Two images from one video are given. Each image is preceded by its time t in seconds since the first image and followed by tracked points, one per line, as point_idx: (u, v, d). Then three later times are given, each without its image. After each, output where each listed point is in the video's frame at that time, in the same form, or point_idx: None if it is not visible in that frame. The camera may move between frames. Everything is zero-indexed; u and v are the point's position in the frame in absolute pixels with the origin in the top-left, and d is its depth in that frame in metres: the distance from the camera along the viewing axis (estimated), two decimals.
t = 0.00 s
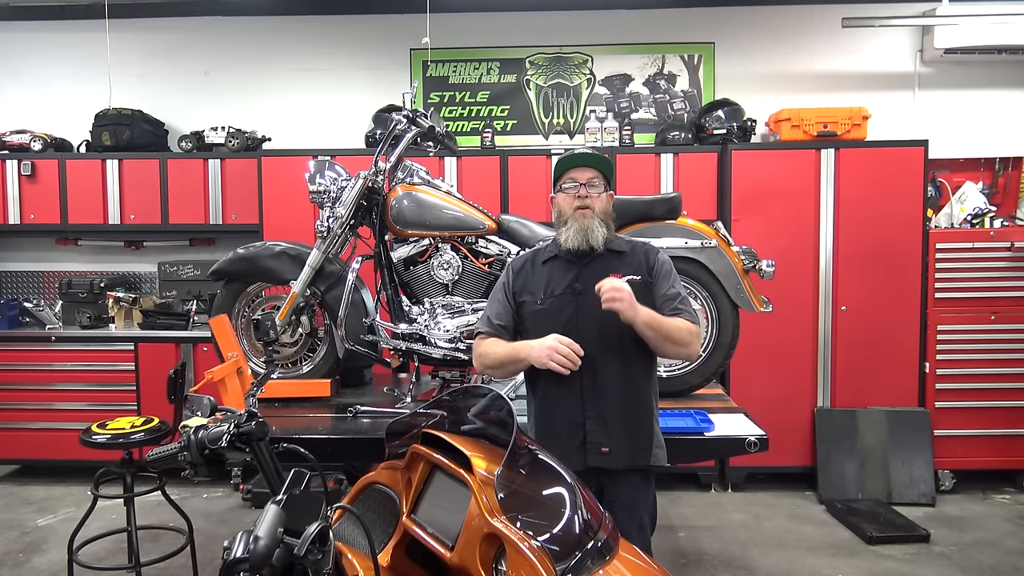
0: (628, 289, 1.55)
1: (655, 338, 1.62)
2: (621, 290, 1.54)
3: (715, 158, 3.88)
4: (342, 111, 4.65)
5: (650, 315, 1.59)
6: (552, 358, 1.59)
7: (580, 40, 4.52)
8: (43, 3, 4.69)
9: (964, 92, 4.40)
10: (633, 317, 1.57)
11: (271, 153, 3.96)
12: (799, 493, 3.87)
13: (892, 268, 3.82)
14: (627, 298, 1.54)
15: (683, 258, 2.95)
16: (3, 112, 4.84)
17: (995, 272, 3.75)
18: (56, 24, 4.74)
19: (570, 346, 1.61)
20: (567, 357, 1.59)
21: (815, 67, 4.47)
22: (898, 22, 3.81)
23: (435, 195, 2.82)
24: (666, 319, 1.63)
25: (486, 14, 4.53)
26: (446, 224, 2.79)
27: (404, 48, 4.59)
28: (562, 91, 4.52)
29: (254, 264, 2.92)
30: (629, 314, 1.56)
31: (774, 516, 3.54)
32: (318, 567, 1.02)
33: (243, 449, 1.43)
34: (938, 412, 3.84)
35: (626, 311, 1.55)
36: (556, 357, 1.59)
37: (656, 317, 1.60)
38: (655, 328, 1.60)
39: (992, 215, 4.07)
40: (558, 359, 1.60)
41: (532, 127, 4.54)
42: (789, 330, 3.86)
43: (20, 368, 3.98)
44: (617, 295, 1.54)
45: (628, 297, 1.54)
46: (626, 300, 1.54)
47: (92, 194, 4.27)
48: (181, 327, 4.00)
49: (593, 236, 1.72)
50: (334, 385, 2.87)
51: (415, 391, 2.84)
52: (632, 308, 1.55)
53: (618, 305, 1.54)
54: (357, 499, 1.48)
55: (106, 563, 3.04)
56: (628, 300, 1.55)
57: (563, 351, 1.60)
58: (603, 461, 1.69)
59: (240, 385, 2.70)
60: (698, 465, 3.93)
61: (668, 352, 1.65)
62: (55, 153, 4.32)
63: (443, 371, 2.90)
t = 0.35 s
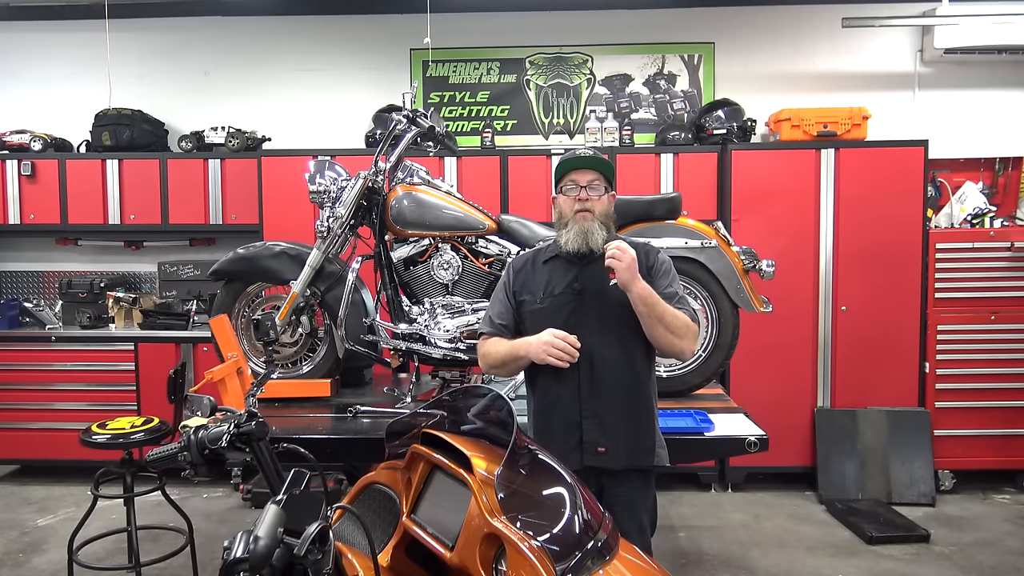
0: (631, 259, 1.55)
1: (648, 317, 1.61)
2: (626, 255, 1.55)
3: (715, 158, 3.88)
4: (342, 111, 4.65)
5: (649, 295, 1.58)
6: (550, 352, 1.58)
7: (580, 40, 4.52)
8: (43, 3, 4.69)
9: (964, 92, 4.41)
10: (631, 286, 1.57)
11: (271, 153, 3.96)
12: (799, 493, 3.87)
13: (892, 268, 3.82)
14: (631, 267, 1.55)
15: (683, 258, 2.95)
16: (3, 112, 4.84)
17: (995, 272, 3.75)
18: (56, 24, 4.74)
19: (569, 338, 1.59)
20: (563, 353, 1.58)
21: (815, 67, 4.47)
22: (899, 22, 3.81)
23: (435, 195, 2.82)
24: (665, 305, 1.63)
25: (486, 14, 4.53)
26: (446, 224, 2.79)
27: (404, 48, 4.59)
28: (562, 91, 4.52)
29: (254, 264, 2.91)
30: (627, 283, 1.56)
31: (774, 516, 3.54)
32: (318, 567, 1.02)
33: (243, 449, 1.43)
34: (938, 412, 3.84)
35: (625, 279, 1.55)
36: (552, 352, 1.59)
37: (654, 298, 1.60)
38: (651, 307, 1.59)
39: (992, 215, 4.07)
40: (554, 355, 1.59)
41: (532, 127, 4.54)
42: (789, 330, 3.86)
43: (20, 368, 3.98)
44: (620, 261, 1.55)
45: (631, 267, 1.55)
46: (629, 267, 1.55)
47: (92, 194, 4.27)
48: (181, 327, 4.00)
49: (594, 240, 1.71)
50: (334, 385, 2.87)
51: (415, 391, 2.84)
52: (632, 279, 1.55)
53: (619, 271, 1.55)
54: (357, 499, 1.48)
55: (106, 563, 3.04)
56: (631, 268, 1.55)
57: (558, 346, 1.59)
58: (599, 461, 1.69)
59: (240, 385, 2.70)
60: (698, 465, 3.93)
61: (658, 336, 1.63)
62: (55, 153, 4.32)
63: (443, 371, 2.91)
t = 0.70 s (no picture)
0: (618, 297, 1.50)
1: (648, 340, 1.59)
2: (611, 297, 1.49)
3: (715, 158, 3.88)
4: (342, 111, 4.65)
5: (642, 323, 1.56)
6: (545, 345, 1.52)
7: (579, 40, 4.52)
8: (43, 3, 4.69)
9: (964, 92, 4.41)
10: (622, 323, 1.53)
11: (271, 153, 3.96)
12: (799, 493, 3.87)
13: (892, 268, 3.82)
14: (618, 306, 1.50)
15: (683, 258, 2.95)
16: (3, 112, 4.84)
17: (995, 272, 3.75)
18: (56, 24, 4.74)
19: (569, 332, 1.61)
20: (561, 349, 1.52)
21: (815, 67, 4.47)
22: (899, 22, 3.81)
23: (435, 195, 2.82)
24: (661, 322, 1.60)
25: (486, 14, 4.53)
26: (446, 224, 2.79)
27: (404, 48, 4.59)
28: (562, 91, 4.53)
29: (254, 264, 2.91)
30: (618, 321, 1.52)
31: (774, 516, 3.54)
32: (318, 567, 1.02)
33: (243, 449, 1.43)
34: (939, 412, 3.84)
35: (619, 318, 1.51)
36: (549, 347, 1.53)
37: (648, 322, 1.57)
38: (648, 333, 1.57)
39: (992, 215, 4.07)
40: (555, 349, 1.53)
41: (532, 127, 4.54)
42: (789, 330, 3.86)
43: (20, 368, 3.98)
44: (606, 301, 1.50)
45: (618, 305, 1.50)
46: (616, 308, 1.50)
47: (92, 194, 4.27)
48: (181, 327, 4.00)
49: (598, 242, 1.71)
50: (334, 385, 2.86)
51: (415, 391, 2.84)
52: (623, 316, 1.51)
53: (608, 315, 1.51)
54: (357, 499, 1.48)
55: (106, 563, 3.04)
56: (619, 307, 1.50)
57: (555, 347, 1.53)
58: (599, 461, 1.70)
59: (240, 386, 2.70)
60: (699, 465, 3.93)
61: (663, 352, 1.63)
62: (55, 153, 4.32)
63: (443, 371, 2.90)
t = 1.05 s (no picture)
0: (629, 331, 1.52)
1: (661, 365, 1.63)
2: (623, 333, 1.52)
3: (715, 158, 3.88)
4: (342, 111, 4.65)
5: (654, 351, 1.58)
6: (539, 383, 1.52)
7: (579, 40, 4.52)
8: (43, 3, 4.69)
9: (964, 92, 4.40)
10: (635, 354, 1.56)
11: (271, 153, 3.96)
12: (799, 493, 3.87)
13: (892, 269, 3.82)
14: (631, 339, 1.52)
15: (684, 258, 2.95)
16: (3, 112, 4.84)
17: (995, 272, 3.75)
18: (56, 23, 4.74)
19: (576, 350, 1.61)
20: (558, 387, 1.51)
21: (815, 67, 4.47)
22: (898, 22, 3.81)
23: (435, 195, 2.82)
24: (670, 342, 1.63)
25: (486, 14, 4.53)
26: (446, 224, 2.79)
27: (404, 48, 4.59)
28: (562, 91, 4.52)
29: (254, 264, 2.91)
30: (632, 352, 1.55)
31: (774, 516, 3.54)
32: (318, 567, 1.01)
33: (243, 449, 1.43)
34: (939, 412, 3.84)
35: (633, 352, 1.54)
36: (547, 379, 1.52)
37: (660, 346, 1.59)
38: (660, 358, 1.60)
39: (992, 215, 4.07)
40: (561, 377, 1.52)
41: (532, 127, 4.54)
42: (790, 330, 3.86)
43: (20, 368, 3.98)
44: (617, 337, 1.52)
45: (630, 338, 1.52)
46: (628, 342, 1.52)
47: (92, 194, 4.27)
48: (181, 326, 4.00)
49: (601, 238, 1.71)
50: (334, 385, 2.86)
51: (415, 391, 2.84)
52: (635, 348, 1.54)
53: (622, 349, 1.53)
54: (357, 499, 1.48)
55: (106, 563, 3.04)
56: (630, 341, 1.52)
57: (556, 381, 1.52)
58: (601, 462, 1.70)
59: (240, 386, 2.70)
60: (699, 465, 3.93)
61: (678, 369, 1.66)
62: (55, 153, 4.32)
63: (443, 371, 2.90)
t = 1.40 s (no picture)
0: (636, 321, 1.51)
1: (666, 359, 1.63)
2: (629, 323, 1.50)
3: (715, 158, 3.88)
4: (342, 111, 4.65)
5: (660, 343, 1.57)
6: (544, 334, 1.50)
7: (579, 40, 4.52)
8: (43, 3, 4.69)
9: (964, 92, 4.41)
10: (641, 344, 1.55)
11: (271, 153, 3.96)
12: (799, 493, 3.87)
13: (892, 269, 3.82)
14: (639, 328, 1.51)
15: (684, 258, 2.96)
16: (3, 112, 4.84)
17: (995, 272, 3.75)
18: (56, 24, 4.74)
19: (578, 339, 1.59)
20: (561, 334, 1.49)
21: (815, 67, 4.47)
22: (898, 22, 3.81)
23: (435, 195, 2.82)
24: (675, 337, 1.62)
25: (486, 14, 4.53)
26: (446, 224, 2.79)
27: (404, 48, 4.59)
28: (562, 91, 4.52)
29: (254, 264, 2.91)
30: (638, 343, 1.54)
31: (774, 516, 3.54)
32: (318, 567, 1.01)
33: (243, 449, 1.43)
34: (939, 412, 3.84)
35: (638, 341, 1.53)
36: (550, 328, 1.51)
37: (665, 340, 1.58)
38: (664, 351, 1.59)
39: (992, 215, 4.07)
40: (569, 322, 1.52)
41: (532, 127, 4.54)
42: (790, 330, 3.86)
43: (20, 368, 3.98)
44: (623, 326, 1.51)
45: (638, 328, 1.51)
46: (635, 331, 1.51)
47: (93, 194, 4.27)
48: (181, 327, 4.00)
49: (608, 242, 1.71)
50: (334, 385, 2.86)
51: (415, 391, 2.84)
52: (642, 339, 1.53)
53: (627, 338, 1.52)
54: (357, 499, 1.48)
55: (106, 563, 3.04)
56: (636, 330, 1.51)
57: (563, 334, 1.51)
58: (606, 460, 1.70)
59: (240, 385, 2.70)
60: (699, 465, 3.93)
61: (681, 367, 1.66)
62: (55, 153, 4.32)
63: (443, 371, 2.90)
